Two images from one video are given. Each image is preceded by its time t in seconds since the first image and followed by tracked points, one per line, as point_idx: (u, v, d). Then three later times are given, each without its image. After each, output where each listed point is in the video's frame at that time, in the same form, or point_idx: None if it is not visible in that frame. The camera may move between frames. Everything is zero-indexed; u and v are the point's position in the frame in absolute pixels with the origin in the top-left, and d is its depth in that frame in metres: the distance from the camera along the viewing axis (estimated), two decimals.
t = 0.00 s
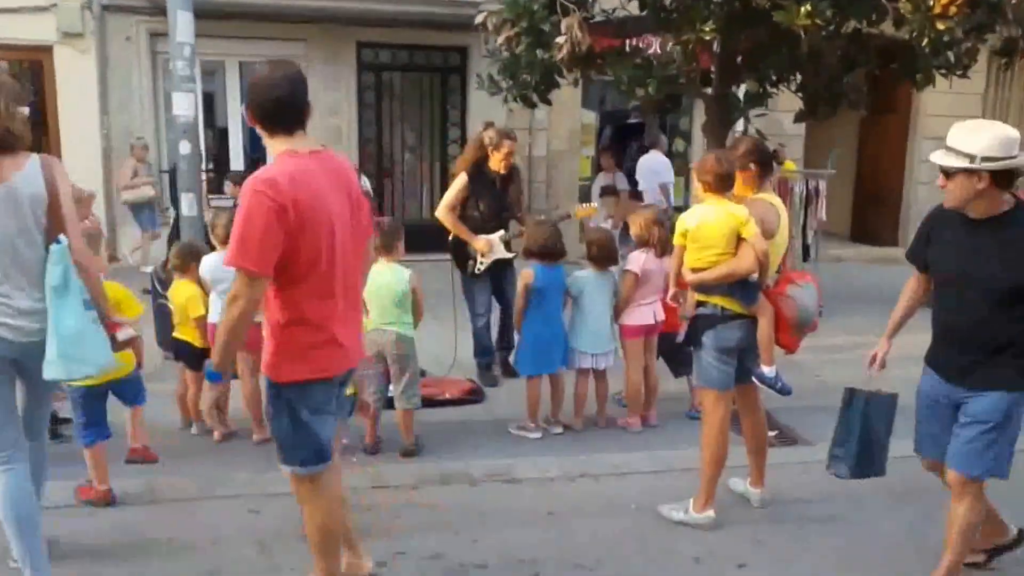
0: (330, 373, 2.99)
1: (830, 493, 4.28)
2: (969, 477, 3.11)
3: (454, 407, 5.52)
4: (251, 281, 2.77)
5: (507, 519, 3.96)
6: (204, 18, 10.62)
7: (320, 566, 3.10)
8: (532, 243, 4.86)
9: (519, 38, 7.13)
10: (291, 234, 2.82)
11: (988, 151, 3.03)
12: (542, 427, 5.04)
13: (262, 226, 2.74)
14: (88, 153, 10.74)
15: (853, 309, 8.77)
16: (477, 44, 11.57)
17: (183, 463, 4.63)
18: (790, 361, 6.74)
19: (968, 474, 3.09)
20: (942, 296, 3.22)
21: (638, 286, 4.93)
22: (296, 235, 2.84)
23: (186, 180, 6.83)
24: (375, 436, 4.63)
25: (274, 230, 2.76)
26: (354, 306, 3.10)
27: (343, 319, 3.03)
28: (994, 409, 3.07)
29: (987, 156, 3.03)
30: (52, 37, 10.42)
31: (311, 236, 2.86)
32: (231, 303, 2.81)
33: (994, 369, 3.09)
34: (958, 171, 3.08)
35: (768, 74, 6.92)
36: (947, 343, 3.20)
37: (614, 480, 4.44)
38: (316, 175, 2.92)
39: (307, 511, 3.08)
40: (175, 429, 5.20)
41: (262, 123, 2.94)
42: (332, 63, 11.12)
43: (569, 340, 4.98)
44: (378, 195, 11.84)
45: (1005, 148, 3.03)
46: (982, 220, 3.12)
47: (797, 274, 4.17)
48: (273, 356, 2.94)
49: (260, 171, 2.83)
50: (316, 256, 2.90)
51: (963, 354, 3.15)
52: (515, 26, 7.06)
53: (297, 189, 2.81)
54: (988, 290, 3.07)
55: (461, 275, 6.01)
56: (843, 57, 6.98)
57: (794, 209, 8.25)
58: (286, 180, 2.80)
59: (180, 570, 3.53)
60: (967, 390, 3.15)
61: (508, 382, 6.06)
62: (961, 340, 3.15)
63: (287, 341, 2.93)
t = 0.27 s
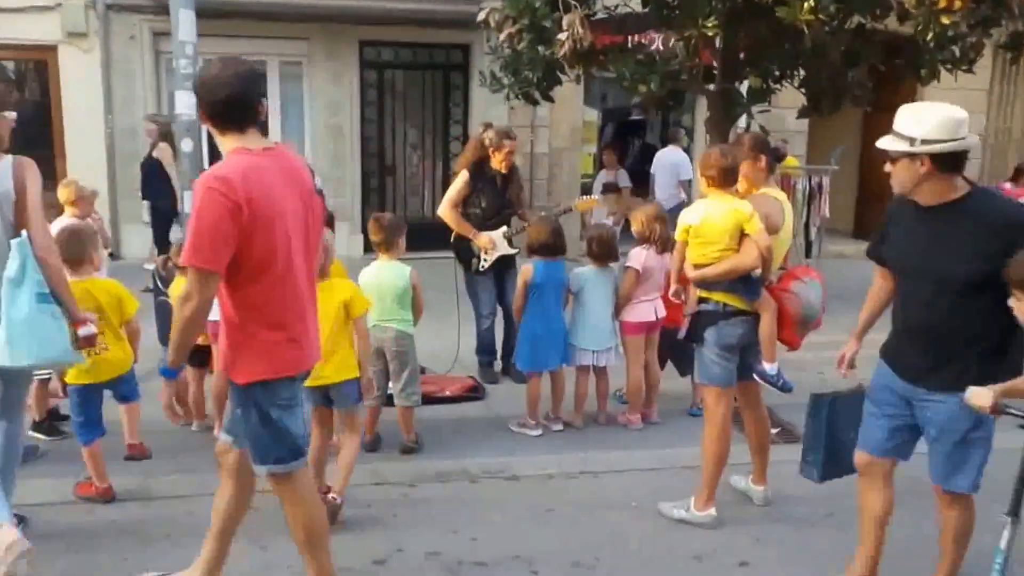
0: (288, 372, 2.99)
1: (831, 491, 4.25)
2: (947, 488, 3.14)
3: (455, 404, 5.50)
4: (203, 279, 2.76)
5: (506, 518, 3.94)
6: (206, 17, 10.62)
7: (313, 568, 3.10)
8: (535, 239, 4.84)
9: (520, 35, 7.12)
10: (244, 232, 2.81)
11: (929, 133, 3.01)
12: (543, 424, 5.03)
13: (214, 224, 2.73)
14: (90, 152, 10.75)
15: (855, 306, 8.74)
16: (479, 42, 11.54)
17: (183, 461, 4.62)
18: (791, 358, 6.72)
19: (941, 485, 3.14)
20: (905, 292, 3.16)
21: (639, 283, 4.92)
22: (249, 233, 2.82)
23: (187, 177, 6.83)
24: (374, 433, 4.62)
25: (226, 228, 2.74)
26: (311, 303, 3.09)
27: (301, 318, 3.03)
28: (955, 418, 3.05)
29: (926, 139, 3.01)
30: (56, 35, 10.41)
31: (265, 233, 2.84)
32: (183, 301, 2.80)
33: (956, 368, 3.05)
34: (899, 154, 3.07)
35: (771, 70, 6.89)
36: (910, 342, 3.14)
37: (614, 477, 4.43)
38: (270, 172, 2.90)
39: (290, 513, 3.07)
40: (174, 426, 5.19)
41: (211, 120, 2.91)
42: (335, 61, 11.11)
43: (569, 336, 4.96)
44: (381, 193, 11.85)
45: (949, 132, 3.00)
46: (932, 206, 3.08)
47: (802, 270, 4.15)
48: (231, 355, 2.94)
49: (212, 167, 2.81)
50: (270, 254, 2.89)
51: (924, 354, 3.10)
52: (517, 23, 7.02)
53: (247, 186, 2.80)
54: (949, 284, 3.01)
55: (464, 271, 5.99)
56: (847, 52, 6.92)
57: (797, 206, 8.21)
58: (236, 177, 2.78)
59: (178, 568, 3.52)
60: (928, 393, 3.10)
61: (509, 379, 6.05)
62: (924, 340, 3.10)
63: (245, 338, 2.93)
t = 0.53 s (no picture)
0: (223, 365, 3.06)
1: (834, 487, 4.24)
2: (879, 496, 3.00)
3: (457, 401, 5.50)
4: (139, 269, 2.81)
5: (506, 513, 3.93)
6: (210, 16, 10.64)
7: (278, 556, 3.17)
8: (535, 235, 4.83)
9: (522, 31, 7.10)
10: (179, 224, 2.89)
11: (832, 132, 2.93)
12: (544, 420, 5.03)
13: (151, 216, 2.80)
14: (97, 152, 10.78)
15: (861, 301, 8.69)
16: (482, 38, 11.53)
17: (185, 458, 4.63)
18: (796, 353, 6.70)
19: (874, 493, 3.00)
20: (831, 296, 2.99)
21: (641, 278, 4.92)
22: (182, 226, 2.90)
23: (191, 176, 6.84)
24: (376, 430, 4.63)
25: (160, 218, 2.82)
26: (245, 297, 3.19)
27: (235, 310, 3.11)
28: (883, 425, 2.91)
29: (829, 137, 2.93)
30: (61, 36, 10.44)
31: (200, 226, 2.94)
32: (122, 291, 2.86)
33: (884, 371, 2.91)
34: (805, 154, 2.99)
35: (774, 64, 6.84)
36: (835, 350, 3.00)
37: (616, 473, 4.42)
38: (205, 167, 3.00)
39: (233, 512, 3.11)
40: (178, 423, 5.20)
41: (148, 116, 3.01)
42: (339, 59, 11.10)
43: (570, 332, 4.95)
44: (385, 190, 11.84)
45: (853, 131, 2.92)
46: (844, 206, 2.96)
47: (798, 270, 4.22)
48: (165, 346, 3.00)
49: (147, 160, 2.90)
50: (205, 245, 2.97)
51: (850, 360, 2.96)
52: (517, 19, 6.99)
53: (184, 180, 2.89)
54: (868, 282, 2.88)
55: (469, 267, 5.99)
56: (852, 45, 6.88)
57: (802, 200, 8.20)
58: (174, 170, 2.87)
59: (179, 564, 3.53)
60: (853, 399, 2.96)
61: (512, 376, 6.04)
62: (849, 346, 2.96)
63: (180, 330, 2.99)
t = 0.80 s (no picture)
0: (141, 361, 2.93)
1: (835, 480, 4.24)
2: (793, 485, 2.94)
3: (460, 396, 5.51)
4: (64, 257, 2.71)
5: (507, 508, 3.94)
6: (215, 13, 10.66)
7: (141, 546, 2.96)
8: (534, 231, 4.82)
9: (523, 26, 7.05)
10: (109, 214, 2.79)
11: (736, 112, 2.83)
12: (546, 415, 5.03)
13: (79, 204, 2.71)
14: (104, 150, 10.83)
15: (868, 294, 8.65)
16: (486, 34, 11.52)
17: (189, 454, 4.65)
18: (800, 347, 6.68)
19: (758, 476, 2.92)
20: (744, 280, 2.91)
21: (642, 273, 4.91)
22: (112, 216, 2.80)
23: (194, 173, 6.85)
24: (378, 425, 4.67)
25: (88, 207, 2.73)
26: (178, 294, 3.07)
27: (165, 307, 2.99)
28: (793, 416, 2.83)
29: (732, 117, 2.84)
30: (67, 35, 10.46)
31: (131, 218, 2.84)
32: (52, 281, 2.75)
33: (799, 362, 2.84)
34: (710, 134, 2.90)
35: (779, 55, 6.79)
36: (748, 334, 2.94)
37: (617, 467, 4.42)
38: (141, 161, 2.92)
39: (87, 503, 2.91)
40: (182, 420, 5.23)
41: (87, 107, 2.93)
42: (343, 56, 11.11)
43: (572, 326, 4.99)
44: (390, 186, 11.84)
45: (759, 109, 2.81)
46: (759, 185, 2.86)
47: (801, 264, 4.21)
48: (88, 339, 2.87)
49: (79, 150, 2.81)
50: (135, 238, 2.87)
51: (765, 343, 2.90)
52: (518, 14, 6.96)
53: (115, 170, 2.80)
54: (780, 267, 2.81)
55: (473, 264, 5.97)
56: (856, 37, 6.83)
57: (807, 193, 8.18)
58: (104, 160, 2.78)
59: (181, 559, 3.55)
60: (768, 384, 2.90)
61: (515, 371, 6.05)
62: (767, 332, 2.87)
63: (104, 324, 2.87)
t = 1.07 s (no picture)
0: (66, 367, 2.85)
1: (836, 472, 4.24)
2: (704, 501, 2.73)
3: (463, 391, 5.52)
4: None
5: (507, 501, 3.96)
6: (220, 11, 10.69)
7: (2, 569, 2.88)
8: (532, 226, 4.82)
9: (525, 20, 7.00)
10: (22, 222, 2.70)
11: (644, 109, 2.60)
12: (548, 409, 5.05)
13: None
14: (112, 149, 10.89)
15: (876, 284, 8.62)
16: (490, 28, 11.50)
17: (194, 452, 4.68)
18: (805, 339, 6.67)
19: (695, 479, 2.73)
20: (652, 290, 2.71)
21: (642, 267, 4.89)
22: (28, 222, 2.71)
23: (199, 172, 6.87)
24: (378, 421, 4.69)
25: None
26: (113, 297, 2.97)
27: (93, 312, 2.90)
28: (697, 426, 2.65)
29: (641, 114, 2.60)
30: (73, 35, 10.52)
31: (47, 224, 2.74)
32: None
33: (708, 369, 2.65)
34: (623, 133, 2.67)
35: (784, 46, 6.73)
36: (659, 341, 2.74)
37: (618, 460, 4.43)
38: (65, 166, 2.81)
39: None
40: (188, 417, 5.26)
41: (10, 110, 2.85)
42: (347, 52, 11.12)
43: (572, 321, 5.00)
44: (397, 182, 11.85)
45: (672, 104, 2.58)
46: (672, 186, 2.63)
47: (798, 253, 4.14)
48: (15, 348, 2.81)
49: None
50: (54, 244, 2.77)
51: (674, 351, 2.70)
52: (519, 8, 6.91)
53: (28, 176, 2.70)
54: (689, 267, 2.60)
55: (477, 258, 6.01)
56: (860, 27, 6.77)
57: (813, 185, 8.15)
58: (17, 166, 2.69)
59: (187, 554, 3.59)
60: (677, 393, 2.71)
61: (519, 366, 6.06)
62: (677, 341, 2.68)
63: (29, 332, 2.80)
